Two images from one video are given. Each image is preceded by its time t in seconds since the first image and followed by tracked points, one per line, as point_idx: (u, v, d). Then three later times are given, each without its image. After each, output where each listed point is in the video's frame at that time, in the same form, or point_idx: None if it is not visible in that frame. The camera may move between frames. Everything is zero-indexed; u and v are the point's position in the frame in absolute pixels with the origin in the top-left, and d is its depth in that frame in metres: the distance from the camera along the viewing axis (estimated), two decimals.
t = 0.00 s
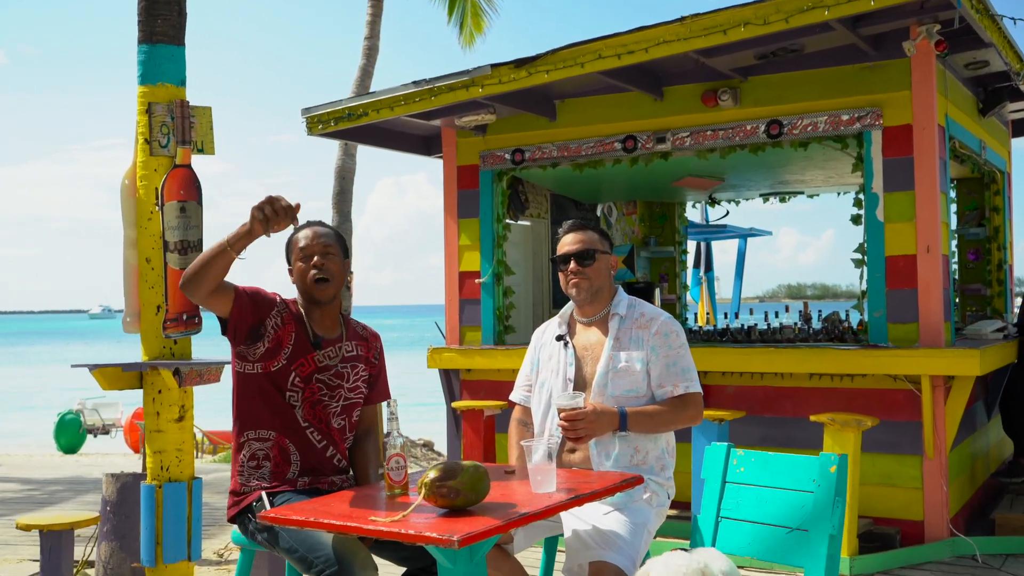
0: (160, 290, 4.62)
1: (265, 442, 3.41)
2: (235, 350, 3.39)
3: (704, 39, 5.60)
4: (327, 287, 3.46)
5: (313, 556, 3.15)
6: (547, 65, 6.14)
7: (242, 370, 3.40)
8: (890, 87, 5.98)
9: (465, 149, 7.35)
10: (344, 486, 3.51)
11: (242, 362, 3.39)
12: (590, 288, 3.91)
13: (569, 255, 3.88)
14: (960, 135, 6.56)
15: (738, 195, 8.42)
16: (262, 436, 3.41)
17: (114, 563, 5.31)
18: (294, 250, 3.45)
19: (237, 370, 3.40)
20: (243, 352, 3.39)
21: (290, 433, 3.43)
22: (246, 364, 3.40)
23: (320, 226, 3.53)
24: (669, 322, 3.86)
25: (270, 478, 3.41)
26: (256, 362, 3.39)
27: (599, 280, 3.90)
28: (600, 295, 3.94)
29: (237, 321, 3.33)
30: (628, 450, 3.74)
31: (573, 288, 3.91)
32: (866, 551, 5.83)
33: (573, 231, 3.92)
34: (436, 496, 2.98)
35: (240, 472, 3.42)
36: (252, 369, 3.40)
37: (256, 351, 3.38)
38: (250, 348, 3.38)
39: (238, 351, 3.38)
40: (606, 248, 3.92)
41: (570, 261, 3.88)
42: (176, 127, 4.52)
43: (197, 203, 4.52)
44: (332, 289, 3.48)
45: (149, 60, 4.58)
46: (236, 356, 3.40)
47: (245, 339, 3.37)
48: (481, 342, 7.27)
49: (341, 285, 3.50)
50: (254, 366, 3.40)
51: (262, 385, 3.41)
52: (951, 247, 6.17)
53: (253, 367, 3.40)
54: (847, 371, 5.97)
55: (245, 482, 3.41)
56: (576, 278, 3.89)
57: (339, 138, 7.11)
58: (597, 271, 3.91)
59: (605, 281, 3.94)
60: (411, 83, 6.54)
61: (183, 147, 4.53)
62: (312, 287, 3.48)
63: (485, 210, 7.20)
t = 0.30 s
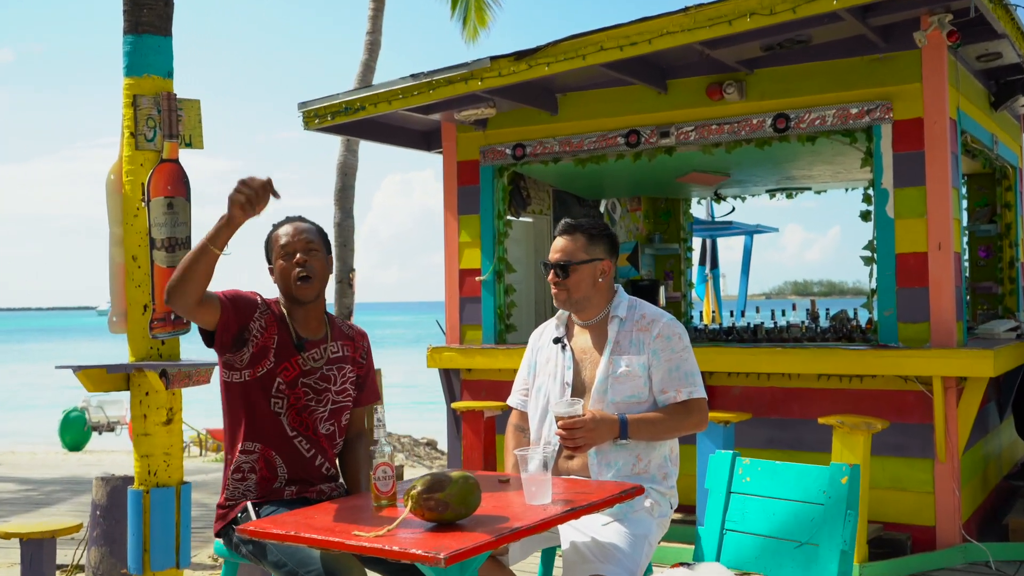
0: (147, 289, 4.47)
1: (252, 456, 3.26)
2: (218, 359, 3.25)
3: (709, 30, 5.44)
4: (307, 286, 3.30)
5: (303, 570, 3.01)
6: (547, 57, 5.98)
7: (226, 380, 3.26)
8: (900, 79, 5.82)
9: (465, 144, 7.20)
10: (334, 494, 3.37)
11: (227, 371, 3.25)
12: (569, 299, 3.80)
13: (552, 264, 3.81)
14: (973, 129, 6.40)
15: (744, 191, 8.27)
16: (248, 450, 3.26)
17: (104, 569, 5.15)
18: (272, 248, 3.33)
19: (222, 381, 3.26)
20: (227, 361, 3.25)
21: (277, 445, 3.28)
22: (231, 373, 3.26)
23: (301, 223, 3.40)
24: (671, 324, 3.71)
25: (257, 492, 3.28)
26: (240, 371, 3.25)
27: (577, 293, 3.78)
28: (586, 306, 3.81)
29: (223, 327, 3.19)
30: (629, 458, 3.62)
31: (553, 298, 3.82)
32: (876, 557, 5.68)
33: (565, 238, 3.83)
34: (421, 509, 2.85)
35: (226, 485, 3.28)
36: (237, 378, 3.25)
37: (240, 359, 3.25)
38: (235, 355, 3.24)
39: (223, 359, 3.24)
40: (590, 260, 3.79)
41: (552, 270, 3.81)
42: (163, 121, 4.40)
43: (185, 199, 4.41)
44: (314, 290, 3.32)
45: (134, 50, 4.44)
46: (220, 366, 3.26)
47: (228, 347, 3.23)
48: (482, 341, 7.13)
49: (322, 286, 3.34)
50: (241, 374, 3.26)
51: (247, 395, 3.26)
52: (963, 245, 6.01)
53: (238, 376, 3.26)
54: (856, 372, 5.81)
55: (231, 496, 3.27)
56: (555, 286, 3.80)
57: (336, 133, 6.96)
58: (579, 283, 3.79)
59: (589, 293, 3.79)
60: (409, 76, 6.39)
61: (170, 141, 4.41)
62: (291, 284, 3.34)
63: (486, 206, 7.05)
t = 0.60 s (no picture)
0: (128, 287, 4.33)
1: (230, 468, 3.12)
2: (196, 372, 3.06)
3: (715, 19, 5.26)
4: (285, 286, 3.16)
5: None
6: (548, 48, 5.80)
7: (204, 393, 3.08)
8: (911, 70, 5.63)
9: (464, 138, 7.03)
10: (316, 504, 3.24)
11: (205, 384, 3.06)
12: (565, 291, 3.67)
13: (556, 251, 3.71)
14: (985, 122, 6.22)
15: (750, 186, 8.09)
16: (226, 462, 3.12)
17: None
18: (251, 245, 3.18)
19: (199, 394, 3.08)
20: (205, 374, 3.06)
21: (258, 456, 3.14)
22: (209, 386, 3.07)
23: (281, 218, 3.25)
24: (673, 326, 3.57)
25: (234, 503, 3.13)
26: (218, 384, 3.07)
27: (575, 286, 3.66)
28: (582, 301, 3.68)
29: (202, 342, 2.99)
30: (627, 465, 3.45)
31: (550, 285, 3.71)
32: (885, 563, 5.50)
33: (576, 230, 3.74)
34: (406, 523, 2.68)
35: (200, 494, 3.13)
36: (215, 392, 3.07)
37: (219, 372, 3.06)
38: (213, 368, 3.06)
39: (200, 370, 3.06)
40: (595, 255, 3.65)
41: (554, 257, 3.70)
42: (144, 112, 4.24)
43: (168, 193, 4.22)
44: (291, 288, 3.18)
45: (114, 39, 4.31)
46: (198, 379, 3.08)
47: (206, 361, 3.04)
48: (481, 340, 6.96)
49: (299, 285, 3.20)
50: (219, 387, 3.08)
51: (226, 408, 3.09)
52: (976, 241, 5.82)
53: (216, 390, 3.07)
54: (865, 372, 5.63)
55: (206, 507, 3.11)
56: (554, 275, 3.69)
57: (331, 126, 6.80)
58: (579, 276, 3.66)
59: (587, 289, 3.66)
60: (406, 68, 6.22)
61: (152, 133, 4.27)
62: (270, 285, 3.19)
63: (485, 201, 6.89)
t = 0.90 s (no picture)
0: (123, 282, 4.22)
1: (221, 463, 3.01)
2: (182, 361, 2.94)
3: (726, 6, 5.12)
4: (279, 283, 3.05)
5: None
6: (554, 37, 5.67)
7: (190, 383, 2.97)
8: (927, 59, 5.49)
9: (469, 130, 6.91)
10: (313, 505, 3.12)
11: (191, 375, 2.95)
12: (580, 306, 3.53)
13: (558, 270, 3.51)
14: (1002, 113, 6.08)
15: (760, 179, 7.95)
16: (217, 457, 3.01)
17: None
18: (245, 239, 3.03)
19: (184, 384, 2.97)
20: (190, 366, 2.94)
21: (251, 452, 3.02)
22: (194, 377, 2.95)
23: (276, 210, 3.10)
24: (688, 317, 3.46)
25: (226, 502, 3.01)
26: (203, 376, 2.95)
27: (588, 299, 3.51)
28: (597, 309, 3.54)
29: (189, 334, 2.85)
30: (641, 462, 3.35)
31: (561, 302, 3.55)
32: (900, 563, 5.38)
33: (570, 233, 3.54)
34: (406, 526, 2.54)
35: (191, 489, 3.02)
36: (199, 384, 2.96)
37: (205, 365, 2.94)
38: (200, 359, 2.93)
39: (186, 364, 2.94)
40: (601, 265, 3.48)
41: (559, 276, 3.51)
42: (140, 101, 4.17)
43: (164, 184, 4.13)
44: (283, 283, 3.06)
45: (109, 26, 4.15)
46: (183, 369, 2.96)
47: (193, 353, 2.91)
48: (486, 335, 6.84)
49: (294, 280, 3.08)
50: (206, 379, 2.97)
51: (211, 400, 2.98)
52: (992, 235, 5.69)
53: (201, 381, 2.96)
54: (880, 368, 5.50)
55: (198, 507, 3.00)
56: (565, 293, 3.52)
57: (333, 118, 6.67)
58: (590, 290, 3.50)
59: (602, 297, 3.52)
60: (409, 58, 6.09)
61: (148, 124, 4.16)
62: (263, 277, 3.06)
63: (490, 193, 6.77)
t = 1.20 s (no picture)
0: (128, 272, 4.10)
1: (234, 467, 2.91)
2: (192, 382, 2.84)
3: None
4: (302, 277, 2.97)
5: None
6: (567, 21, 5.53)
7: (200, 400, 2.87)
8: (950, 43, 5.35)
9: (479, 117, 6.78)
10: (328, 503, 3.01)
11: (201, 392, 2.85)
12: (596, 272, 3.47)
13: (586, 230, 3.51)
14: None
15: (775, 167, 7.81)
16: (230, 462, 2.91)
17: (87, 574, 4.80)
18: (263, 228, 2.98)
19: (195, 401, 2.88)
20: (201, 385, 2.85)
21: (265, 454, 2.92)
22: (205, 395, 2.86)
23: (297, 201, 3.04)
24: (708, 307, 3.31)
25: (240, 503, 2.89)
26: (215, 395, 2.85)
27: (607, 267, 3.45)
28: (613, 283, 3.47)
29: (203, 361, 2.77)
30: (660, 456, 3.21)
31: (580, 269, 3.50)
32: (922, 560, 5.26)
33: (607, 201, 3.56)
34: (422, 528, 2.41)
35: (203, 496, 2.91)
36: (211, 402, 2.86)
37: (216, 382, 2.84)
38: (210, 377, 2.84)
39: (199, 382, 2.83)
40: (628, 233, 3.47)
41: (584, 237, 3.51)
42: (144, 87, 4.04)
43: (169, 172, 4.02)
44: (304, 279, 2.99)
45: (110, 10, 4.03)
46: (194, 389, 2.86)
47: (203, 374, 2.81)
48: (497, 326, 6.71)
49: (315, 273, 3.01)
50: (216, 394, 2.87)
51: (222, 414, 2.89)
52: (1017, 224, 5.56)
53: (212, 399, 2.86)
54: (902, 361, 5.37)
55: (210, 508, 2.88)
56: (585, 254, 3.49)
57: (341, 105, 6.55)
58: (611, 256, 3.46)
59: (620, 270, 3.44)
60: (418, 44, 5.96)
61: (152, 110, 4.04)
62: (281, 270, 2.98)
63: (501, 182, 6.64)
